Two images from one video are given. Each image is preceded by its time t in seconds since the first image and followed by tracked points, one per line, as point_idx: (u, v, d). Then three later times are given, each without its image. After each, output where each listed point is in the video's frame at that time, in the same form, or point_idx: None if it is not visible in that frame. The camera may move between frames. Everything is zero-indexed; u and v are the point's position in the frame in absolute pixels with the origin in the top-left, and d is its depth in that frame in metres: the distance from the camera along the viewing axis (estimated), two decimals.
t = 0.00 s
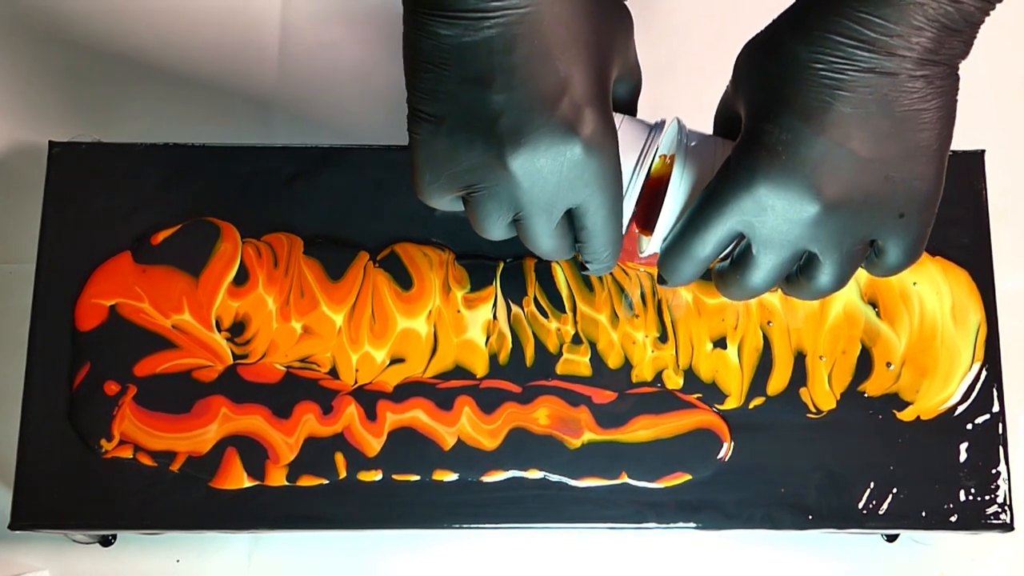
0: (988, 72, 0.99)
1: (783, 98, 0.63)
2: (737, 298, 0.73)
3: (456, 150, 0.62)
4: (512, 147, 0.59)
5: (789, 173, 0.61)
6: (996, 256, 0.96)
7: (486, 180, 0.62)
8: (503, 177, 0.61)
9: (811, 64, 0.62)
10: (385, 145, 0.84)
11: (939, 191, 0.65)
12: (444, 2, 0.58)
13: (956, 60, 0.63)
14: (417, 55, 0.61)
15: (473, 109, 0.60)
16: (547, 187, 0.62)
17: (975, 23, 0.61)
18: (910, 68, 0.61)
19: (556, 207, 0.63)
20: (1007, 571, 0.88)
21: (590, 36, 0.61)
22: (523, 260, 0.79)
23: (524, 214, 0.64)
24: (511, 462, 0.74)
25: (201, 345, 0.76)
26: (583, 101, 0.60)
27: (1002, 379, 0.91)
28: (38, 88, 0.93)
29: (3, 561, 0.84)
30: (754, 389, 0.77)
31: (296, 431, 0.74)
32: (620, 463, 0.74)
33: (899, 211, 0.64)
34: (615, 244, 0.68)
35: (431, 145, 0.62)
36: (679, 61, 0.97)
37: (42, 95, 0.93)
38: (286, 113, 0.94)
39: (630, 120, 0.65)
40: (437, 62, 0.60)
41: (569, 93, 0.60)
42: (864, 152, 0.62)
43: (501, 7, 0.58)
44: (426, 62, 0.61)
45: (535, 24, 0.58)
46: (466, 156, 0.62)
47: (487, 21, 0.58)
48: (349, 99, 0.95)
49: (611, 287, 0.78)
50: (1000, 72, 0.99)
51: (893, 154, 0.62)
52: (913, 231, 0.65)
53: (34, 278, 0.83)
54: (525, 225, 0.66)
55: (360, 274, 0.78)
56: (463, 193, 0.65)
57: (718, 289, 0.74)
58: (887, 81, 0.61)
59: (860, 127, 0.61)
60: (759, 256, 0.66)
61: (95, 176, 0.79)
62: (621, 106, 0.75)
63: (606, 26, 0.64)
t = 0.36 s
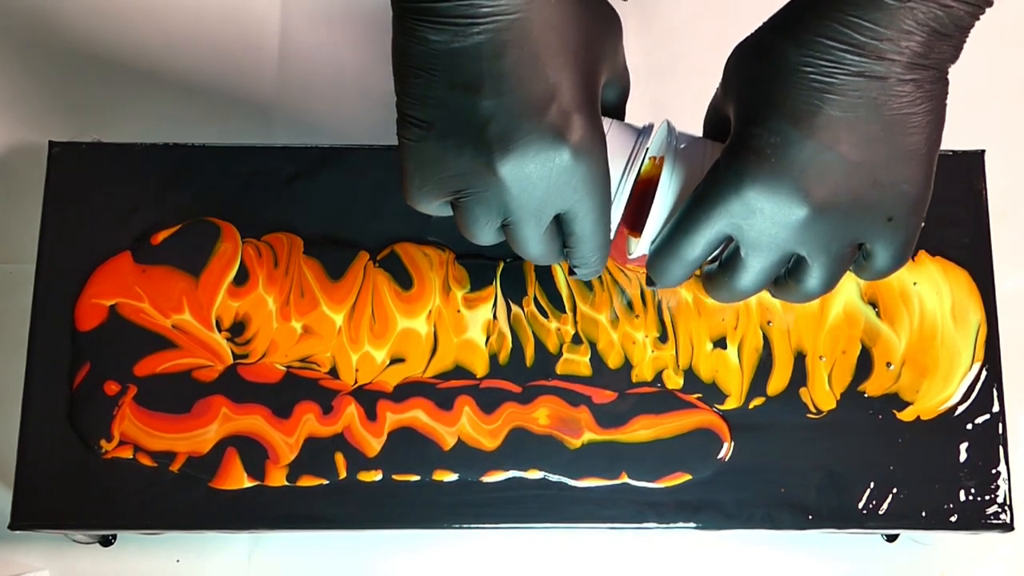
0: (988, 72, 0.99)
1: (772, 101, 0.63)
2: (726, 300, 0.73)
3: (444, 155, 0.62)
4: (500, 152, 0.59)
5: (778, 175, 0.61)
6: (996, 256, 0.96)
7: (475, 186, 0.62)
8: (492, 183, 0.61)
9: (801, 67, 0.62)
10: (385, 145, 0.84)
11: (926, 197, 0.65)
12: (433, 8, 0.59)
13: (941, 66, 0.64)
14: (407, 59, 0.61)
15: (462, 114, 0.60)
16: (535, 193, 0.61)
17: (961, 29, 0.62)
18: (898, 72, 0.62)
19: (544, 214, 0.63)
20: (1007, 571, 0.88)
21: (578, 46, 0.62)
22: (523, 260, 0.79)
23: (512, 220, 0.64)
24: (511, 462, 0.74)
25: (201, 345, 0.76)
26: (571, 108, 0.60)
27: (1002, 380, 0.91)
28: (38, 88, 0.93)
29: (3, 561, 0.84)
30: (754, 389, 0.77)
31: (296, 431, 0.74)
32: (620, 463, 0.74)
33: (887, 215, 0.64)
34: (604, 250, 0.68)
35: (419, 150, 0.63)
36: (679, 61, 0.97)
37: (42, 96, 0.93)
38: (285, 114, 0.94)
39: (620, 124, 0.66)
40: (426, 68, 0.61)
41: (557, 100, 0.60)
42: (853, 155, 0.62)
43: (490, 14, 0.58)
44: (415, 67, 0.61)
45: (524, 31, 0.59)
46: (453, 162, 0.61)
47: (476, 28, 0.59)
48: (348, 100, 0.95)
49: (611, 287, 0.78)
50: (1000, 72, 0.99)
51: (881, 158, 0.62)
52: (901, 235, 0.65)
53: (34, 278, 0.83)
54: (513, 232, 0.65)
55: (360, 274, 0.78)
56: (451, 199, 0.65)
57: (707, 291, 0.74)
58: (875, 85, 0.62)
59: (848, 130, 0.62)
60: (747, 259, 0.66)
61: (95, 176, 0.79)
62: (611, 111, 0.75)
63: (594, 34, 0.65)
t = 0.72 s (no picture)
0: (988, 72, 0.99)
1: (750, 104, 0.62)
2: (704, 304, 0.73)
3: (426, 156, 0.62)
4: (480, 153, 0.59)
5: (753, 178, 0.61)
6: (996, 256, 0.96)
7: (456, 186, 0.62)
8: (472, 184, 0.61)
9: (778, 70, 0.62)
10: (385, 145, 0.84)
11: (904, 200, 0.65)
12: (414, 8, 0.58)
13: (923, 70, 0.62)
14: (387, 59, 0.61)
15: (443, 115, 0.60)
16: (515, 194, 0.61)
17: (943, 33, 0.61)
18: (876, 77, 0.61)
19: (525, 214, 0.63)
20: (1007, 571, 0.88)
21: (559, 44, 0.62)
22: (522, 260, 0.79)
23: (494, 220, 0.64)
24: (511, 462, 0.74)
25: (201, 345, 0.76)
26: (552, 108, 0.60)
27: (1002, 379, 0.91)
28: (37, 88, 0.93)
29: (3, 561, 0.84)
30: (754, 389, 0.77)
31: (296, 431, 0.74)
32: (620, 463, 0.74)
33: (864, 219, 0.64)
34: (585, 250, 0.68)
35: (401, 150, 0.62)
36: (679, 61, 0.97)
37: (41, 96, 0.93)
38: (285, 114, 0.94)
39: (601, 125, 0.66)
40: (407, 68, 0.60)
41: (538, 100, 0.60)
42: (829, 159, 0.62)
43: (471, 14, 0.58)
44: (396, 67, 0.61)
45: (504, 31, 0.58)
46: (434, 162, 0.61)
47: (456, 28, 0.58)
48: (347, 100, 0.95)
49: (611, 287, 0.78)
50: (1000, 72, 0.99)
51: (857, 163, 0.62)
52: (878, 237, 0.65)
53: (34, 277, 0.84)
54: (494, 232, 0.65)
55: (360, 274, 0.78)
56: (433, 199, 0.64)
57: (685, 294, 0.74)
58: (852, 89, 0.61)
59: (824, 135, 0.61)
60: (724, 261, 0.66)
61: (94, 176, 0.79)
62: (591, 112, 0.75)
63: (575, 36, 0.65)
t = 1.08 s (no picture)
0: (988, 72, 0.99)
1: (736, 103, 0.63)
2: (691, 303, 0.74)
3: (410, 149, 0.62)
4: (464, 146, 0.59)
5: (737, 177, 0.62)
6: (996, 256, 0.96)
7: (440, 179, 0.62)
8: (456, 177, 0.61)
9: (763, 70, 0.62)
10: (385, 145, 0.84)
11: (888, 203, 0.65)
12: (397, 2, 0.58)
13: (907, 72, 0.63)
14: (371, 54, 0.61)
15: (427, 108, 0.60)
16: (499, 187, 0.61)
17: (927, 34, 0.61)
18: (860, 78, 0.62)
19: (510, 208, 0.63)
20: (1007, 571, 0.88)
21: (543, 41, 0.62)
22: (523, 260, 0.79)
23: (479, 214, 0.64)
24: (511, 462, 0.74)
25: (201, 345, 0.76)
26: (535, 102, 0.60)
27: (1002, 379, 0.91)
28: (37, 87, 0.93)
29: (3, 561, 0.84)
30: (754, 389, 0.77)
31: (296, 431, 0.74)
32: (620, 463, 0.74)
33: (848, 219, 0.64)
34: (571, 243, 0.68)
35: (386, 144, 0.63)
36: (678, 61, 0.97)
37: (40, 96, 0.93)
38: (284, 114, 0.94)
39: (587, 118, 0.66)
40: (390, 62, 0.60)
41: (521, 93, 0.60)
42: (813, 159, 0.62)
43: (453, 8, 0.58)
44: (379, 62, 0.61)
45: (487, 25, 0.59)
46: (419, 156, 0.62)
47: (439, 22, 0.58)
48: (348, 99, 0.95)
49: (611, 287, 0.78)
50: (1000, 72, 0.99)
51: (842, 162, 0.62)
52: (863, 239, 0.65)
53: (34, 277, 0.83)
54: (479, 226, 0.65)
55: (360, 274, 0.78)
56: (418, 193, 0.65)
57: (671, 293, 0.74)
58: (836, 89, 0.61)
59: (809, 135, 0.62)
60: (708, 260, 0.66)
61: (94, 176, 0.79)
62: (577, 106, 0.75)
63: (558, 32, 0.65)
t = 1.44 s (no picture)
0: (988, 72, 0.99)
1: (713, 97, 0.63)
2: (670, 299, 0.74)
3: (380, 146, 0.62)
4: (434, 143, 0.59)
5: (714, 172, 0.62)
6: (996, 257, 0.96)
7: (410, 176, 0.62)
8: (426, 173, 0.61)
9: (741, 64, 0.62)
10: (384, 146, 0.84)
11: (866, 199, 0.65)
12: None
13: (886, 68, 0.63)
14: (344, 49, 0.60)
15: (398, 105, 0.60)
16: (469, 183, 0.62)
17: (907, 30, 0.61)
18: (838, 73, 0.61)
19: (480, 204, 0.64)
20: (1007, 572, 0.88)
21: (515, 38, 0.62)
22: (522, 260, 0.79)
23: (448, 211, 0.64)
24: (511, 462, 0.74)
25: (201, 345, 0.76)
26: (505, 100, 0.60)
27: (1001, 380, 0.91)
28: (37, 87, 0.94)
29: (3, 561, 0.84)
30: (754, 389, 0.77)
31: (297, 431, 0.74)
32: (620, 463, 0.74)
33: (825, 216, 0.64)
34: (541, 239, 0.68)
35: (356, 141, 0.62)
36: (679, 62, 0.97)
37: (39, 95, 0.93)
38: (284, 114, 0.94)
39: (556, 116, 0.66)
40: (362, 57, 0.60)
41: (491, 92, 0.60)
42: (790, 154, 0.62)
43: (426, 4, 0.57)
44: (351, 57, 0.60)
45: (460, 22, 0.58)
46: (388, 152, 0.61)
47: (412, 18, 0.57)
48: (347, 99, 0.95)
49: (611, 287, 0.79)
50: (1000, 72, 0.99)
51: (819, 158, 0.62)
52: (840, 235, 0.65)
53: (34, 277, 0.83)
54: (449, 223, 0.65)
55: (360, 273, 0.78)
56: (388, 189, 0.65)
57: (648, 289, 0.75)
58: (814, 85, 0.61)
59: (786, 130, 0.61)
60: (686, 256, 0.66)
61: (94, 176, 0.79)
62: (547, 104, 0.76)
63: (531, 31, 0.65)
